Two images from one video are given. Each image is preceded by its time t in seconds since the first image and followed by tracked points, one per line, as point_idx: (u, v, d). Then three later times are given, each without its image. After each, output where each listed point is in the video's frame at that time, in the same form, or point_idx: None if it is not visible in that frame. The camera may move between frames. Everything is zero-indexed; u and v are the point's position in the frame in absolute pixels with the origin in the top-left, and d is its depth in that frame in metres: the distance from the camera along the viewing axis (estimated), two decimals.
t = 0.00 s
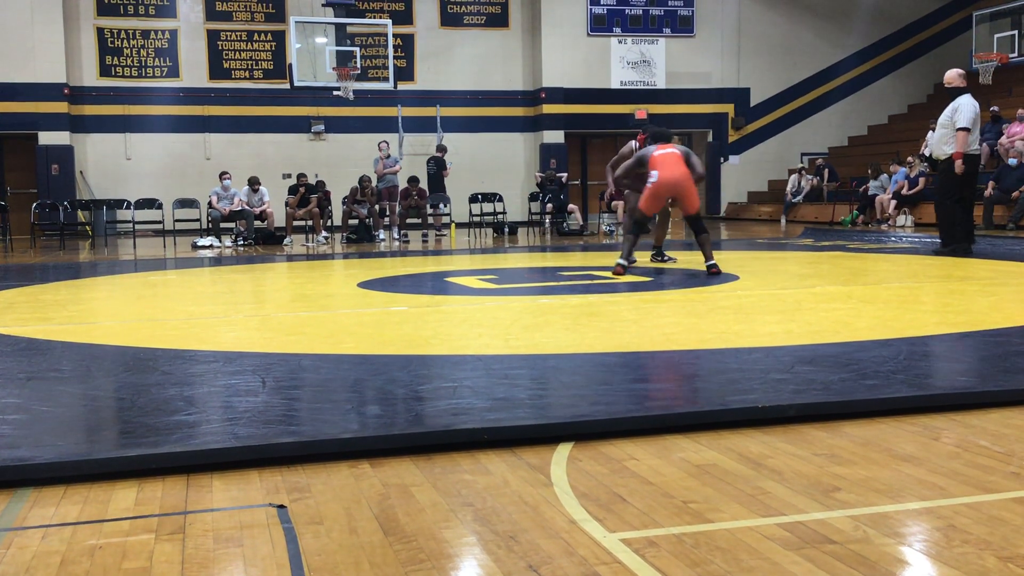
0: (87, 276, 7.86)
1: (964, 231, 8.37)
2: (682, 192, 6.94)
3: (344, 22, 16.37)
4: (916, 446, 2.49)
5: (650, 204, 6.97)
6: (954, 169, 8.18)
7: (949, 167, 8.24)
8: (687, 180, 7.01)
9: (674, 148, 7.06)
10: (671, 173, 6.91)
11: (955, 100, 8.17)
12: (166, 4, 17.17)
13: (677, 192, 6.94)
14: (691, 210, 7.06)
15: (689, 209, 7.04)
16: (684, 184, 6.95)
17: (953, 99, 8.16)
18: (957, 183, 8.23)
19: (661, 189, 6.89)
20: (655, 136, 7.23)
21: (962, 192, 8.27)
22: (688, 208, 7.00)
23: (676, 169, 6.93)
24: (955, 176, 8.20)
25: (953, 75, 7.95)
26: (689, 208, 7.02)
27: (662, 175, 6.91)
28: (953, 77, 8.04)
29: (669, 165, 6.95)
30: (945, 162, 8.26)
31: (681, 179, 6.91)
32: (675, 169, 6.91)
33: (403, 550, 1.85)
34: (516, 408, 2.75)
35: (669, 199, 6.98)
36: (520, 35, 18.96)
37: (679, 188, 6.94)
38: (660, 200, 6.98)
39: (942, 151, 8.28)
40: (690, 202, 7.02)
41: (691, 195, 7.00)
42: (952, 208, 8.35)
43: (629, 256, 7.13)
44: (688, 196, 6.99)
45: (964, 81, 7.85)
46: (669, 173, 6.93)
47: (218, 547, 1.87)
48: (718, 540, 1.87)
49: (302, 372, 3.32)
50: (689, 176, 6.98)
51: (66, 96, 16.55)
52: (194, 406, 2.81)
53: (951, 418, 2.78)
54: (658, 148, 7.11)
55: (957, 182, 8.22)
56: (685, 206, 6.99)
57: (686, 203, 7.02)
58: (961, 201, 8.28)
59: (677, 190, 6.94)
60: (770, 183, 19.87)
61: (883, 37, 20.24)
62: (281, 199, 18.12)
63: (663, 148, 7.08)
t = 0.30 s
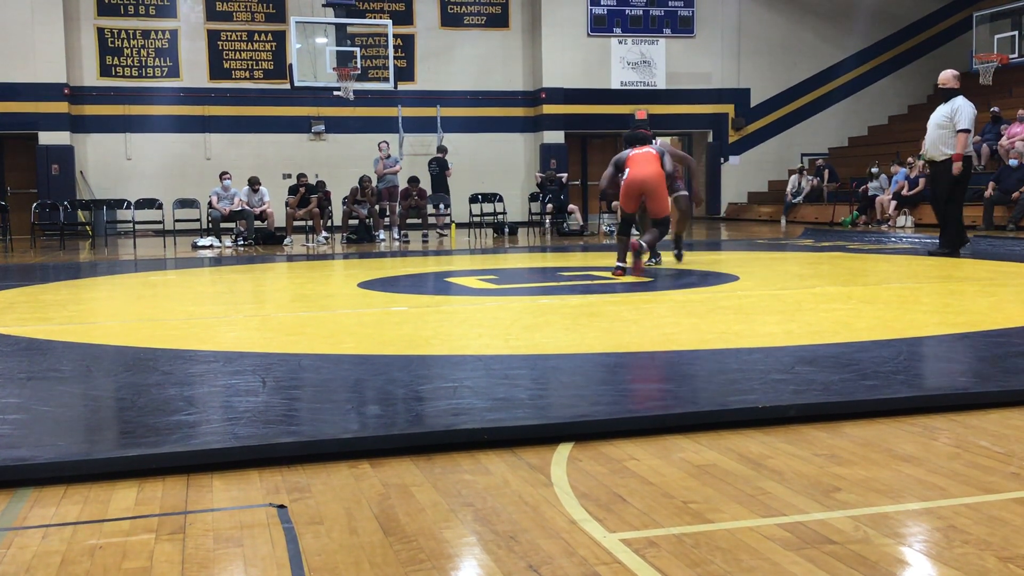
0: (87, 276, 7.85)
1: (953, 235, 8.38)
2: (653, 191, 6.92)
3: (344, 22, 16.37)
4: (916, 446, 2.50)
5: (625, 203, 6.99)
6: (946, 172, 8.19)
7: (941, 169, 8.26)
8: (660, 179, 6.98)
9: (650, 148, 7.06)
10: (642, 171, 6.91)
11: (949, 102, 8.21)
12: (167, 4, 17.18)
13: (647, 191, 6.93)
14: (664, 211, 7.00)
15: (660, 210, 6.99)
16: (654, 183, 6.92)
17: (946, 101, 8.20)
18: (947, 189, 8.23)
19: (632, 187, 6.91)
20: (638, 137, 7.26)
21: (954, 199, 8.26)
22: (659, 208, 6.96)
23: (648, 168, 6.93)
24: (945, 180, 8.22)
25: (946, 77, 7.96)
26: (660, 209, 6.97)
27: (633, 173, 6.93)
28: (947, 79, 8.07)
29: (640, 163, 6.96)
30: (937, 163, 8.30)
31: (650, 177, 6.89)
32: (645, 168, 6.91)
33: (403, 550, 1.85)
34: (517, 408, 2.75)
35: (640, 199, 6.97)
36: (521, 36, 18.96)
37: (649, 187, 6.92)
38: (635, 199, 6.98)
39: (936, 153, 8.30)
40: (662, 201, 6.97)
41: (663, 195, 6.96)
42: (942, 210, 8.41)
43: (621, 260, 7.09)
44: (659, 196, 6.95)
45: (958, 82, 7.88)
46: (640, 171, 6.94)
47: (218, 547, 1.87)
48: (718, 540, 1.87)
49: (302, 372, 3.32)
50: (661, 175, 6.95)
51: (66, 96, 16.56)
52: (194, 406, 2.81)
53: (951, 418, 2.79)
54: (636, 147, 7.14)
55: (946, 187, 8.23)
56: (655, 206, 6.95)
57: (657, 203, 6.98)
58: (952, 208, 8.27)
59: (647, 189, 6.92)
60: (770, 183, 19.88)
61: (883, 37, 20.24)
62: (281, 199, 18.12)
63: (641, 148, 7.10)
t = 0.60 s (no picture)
0: (88, 276, 7.83)
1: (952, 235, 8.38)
2: (642, 193, 6.80)
3: (344, 22, 16.38)
4: (916, 446, 2.49)
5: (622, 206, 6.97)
6: (941, 173, 8.23)
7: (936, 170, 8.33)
8: (653, 179, 6.82)
9: (648, 147, 6.90)
10: (630, 174, 6.84)
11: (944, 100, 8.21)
12: (166, 5, 17.17)
13: (638, 193, 6.83)
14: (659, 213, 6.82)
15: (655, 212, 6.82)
16: (643, 184, 6.80)
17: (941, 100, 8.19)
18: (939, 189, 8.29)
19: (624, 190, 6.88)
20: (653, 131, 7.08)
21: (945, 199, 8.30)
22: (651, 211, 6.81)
23: (640, 169, 6.82)
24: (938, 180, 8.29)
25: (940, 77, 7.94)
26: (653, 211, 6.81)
27: (623, 175, 6.88)
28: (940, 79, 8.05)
29: (633, 165, 6.87)
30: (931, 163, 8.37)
31: (638, 180, 6.78)
32: (633, 170, 6.82)
33: (404, 550, 1.85)
34: (516, 408, 2.75)
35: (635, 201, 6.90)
36: (521, 36, 18.95)
37: (639, 189, 6.82)
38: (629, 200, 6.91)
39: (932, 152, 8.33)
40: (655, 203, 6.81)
41: (655, 196, 6.79)
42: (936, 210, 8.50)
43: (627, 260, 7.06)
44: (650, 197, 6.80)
45: (952, 82, 7.88)
46: (632, 173, 6.87)
47: (219, 547, 1.86)
48: (719, 540, 1.86)
49: (302, 372, 3.32)
50: (652, 176, 6.79)
51: (66, 96, 16.56)
52: (194, 406, 2.81)
53: (951, 418, 2.78)
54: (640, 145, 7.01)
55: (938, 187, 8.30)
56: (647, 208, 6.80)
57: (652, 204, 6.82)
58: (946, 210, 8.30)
59: (637, 191, 6.82)
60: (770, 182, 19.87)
61: (883, 37, 20.24)
62: (281, 199, 18.13)
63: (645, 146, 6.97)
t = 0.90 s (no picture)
0: (88, 276, 7.81)
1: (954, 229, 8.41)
2: (648, 183, 6.73)
3: (344, 20, 16.38)
4: (917, 442, 2.49)
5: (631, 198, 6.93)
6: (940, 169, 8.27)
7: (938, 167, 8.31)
8: (659, 169, 6.74)
9: (657, 137, 6.84)
10: (636, 164, 6.80)
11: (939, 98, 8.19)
12: (166, 4, 17.16)
13: (644, 183, 6.77)
14: (666, 203, 6.72)
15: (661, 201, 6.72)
16: (648, 174, 6.73)
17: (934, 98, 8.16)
18: (942, 185, 8.34)
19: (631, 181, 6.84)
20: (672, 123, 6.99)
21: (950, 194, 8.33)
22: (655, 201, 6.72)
23: (645, 159, 6.78)
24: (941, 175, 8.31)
25: (932, 76, 7.93)
26: (659, 200, 6.72)
27: (630, 166, 6.85)
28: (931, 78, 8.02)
29: (640, 155, 6.83)
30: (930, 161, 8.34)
31: (642, 170, 6.73)
32: (639, 160, 6.78)
33: (405, 548, 1.85)
34: (517, 406, 2.75)
35: (642, 191, 6.84)
36: (521, 33, 18.93)
37: (645, 178, 6.75)
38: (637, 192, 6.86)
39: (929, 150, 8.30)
40: (661, 193, 6.72)
41: (660, 186, 6.70)
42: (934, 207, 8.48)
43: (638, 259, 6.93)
44: (656, 187, 6.72)
45: (945, 81, 7.88)
46: (638, 164, 6.83)
47: (220, 546, 1.87)
48: (720, 537, 1.86)
49: (303, 371, 3.32)
50: (657, 165, 6.71)
51: (66, 96, 16.56)
52: (195, 405, 2.81)
53: (951, 414, 2.78)
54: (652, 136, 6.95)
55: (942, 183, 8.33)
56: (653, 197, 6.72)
57: (659, 194, 6.73)
58: (947, 206, 8.33)
59: (642, 181, 6.76)
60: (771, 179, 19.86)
61: (882, 33, 20.22)
62: (281, 197, 18.12)
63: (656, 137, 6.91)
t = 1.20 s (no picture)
0: (89, 275, 7.79)
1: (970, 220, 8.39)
2: (643, 178, 6.72)
3: (344, 19, 16.37)
4: (918, 439, 2.49)
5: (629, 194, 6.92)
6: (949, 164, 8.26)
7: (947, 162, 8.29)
8: (656, 164, 6.72)
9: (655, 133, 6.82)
10: (633, 160, 6.79)
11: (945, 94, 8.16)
12: (166, 3, 17.15)
13: (640, 179, 6.76)
14: (662, 198, 6.70)
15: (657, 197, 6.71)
16: (643, 169, 6.72)
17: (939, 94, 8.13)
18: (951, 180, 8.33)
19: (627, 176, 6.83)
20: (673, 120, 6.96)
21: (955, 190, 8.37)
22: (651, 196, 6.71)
23: (643, 155, 6.76)
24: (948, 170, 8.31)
25: (943, 75, 7.86)
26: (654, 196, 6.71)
27: (626, 161, 6.84)
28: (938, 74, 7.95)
29: (637, 151, 6.82)
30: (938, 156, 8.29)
31: (638, 165, 6.72)
32: (637, 155, 6.77)
33: (406, 547, 1.85)
34: (518, 404, 2.75)
35: (638, 187, 6.83)
36: (520, 31, 18.92)
37: (640, 174, 6.74)
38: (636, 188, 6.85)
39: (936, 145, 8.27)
40: (657, 188, 6.70)
41: (655, 181, 6.69)
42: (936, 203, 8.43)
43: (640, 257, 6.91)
44: (651, 183, 6.71)
45: (952, 77, 7.85)
46: (635, 159, 6.82)
47: (222, 545, 1.87)
48: (721, 535, 1.87)
49: (304, 369, 3.32)
50: (653, 160, 6.70)
51: (66, 95, 16.57)
52: (196, 404, 2.81)
53: (951, 411, 2.79)
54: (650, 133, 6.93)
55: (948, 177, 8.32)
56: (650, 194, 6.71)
57: (655, 189, 6.72)
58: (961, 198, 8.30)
59: (640, 177, 6.75)
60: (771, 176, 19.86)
61: (882, 30, 20.20)
62: (281, 196, 18.13)
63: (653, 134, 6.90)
